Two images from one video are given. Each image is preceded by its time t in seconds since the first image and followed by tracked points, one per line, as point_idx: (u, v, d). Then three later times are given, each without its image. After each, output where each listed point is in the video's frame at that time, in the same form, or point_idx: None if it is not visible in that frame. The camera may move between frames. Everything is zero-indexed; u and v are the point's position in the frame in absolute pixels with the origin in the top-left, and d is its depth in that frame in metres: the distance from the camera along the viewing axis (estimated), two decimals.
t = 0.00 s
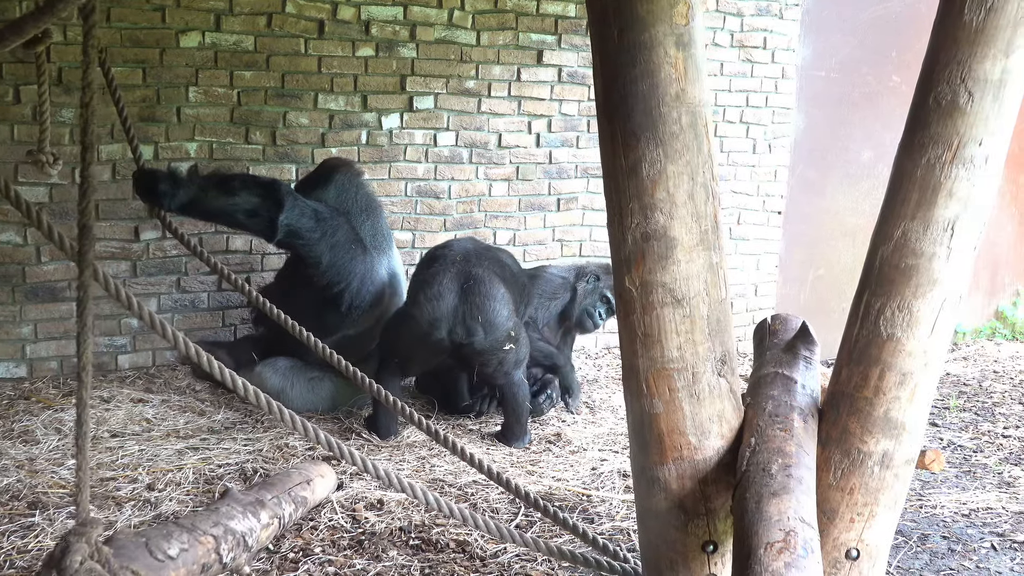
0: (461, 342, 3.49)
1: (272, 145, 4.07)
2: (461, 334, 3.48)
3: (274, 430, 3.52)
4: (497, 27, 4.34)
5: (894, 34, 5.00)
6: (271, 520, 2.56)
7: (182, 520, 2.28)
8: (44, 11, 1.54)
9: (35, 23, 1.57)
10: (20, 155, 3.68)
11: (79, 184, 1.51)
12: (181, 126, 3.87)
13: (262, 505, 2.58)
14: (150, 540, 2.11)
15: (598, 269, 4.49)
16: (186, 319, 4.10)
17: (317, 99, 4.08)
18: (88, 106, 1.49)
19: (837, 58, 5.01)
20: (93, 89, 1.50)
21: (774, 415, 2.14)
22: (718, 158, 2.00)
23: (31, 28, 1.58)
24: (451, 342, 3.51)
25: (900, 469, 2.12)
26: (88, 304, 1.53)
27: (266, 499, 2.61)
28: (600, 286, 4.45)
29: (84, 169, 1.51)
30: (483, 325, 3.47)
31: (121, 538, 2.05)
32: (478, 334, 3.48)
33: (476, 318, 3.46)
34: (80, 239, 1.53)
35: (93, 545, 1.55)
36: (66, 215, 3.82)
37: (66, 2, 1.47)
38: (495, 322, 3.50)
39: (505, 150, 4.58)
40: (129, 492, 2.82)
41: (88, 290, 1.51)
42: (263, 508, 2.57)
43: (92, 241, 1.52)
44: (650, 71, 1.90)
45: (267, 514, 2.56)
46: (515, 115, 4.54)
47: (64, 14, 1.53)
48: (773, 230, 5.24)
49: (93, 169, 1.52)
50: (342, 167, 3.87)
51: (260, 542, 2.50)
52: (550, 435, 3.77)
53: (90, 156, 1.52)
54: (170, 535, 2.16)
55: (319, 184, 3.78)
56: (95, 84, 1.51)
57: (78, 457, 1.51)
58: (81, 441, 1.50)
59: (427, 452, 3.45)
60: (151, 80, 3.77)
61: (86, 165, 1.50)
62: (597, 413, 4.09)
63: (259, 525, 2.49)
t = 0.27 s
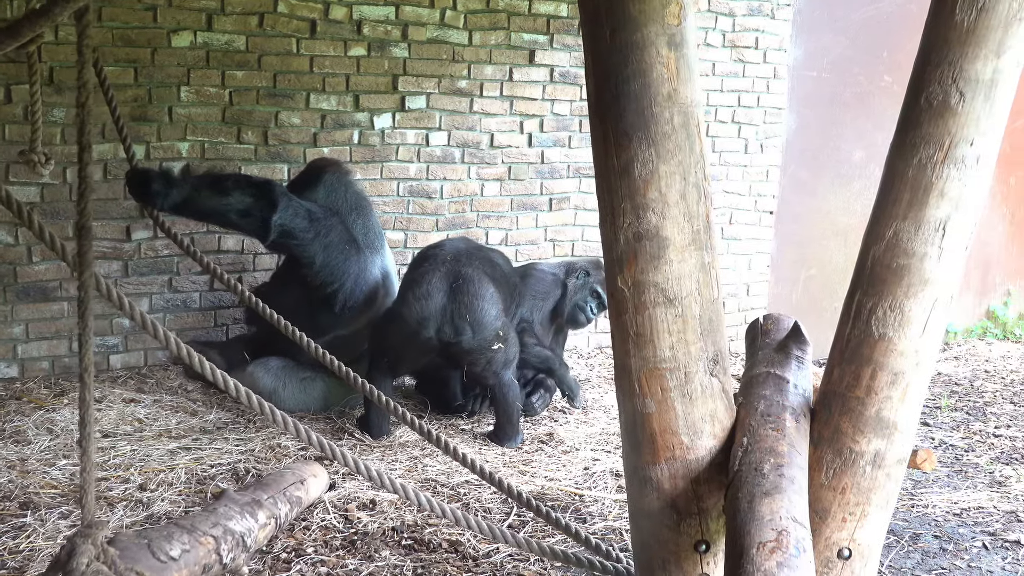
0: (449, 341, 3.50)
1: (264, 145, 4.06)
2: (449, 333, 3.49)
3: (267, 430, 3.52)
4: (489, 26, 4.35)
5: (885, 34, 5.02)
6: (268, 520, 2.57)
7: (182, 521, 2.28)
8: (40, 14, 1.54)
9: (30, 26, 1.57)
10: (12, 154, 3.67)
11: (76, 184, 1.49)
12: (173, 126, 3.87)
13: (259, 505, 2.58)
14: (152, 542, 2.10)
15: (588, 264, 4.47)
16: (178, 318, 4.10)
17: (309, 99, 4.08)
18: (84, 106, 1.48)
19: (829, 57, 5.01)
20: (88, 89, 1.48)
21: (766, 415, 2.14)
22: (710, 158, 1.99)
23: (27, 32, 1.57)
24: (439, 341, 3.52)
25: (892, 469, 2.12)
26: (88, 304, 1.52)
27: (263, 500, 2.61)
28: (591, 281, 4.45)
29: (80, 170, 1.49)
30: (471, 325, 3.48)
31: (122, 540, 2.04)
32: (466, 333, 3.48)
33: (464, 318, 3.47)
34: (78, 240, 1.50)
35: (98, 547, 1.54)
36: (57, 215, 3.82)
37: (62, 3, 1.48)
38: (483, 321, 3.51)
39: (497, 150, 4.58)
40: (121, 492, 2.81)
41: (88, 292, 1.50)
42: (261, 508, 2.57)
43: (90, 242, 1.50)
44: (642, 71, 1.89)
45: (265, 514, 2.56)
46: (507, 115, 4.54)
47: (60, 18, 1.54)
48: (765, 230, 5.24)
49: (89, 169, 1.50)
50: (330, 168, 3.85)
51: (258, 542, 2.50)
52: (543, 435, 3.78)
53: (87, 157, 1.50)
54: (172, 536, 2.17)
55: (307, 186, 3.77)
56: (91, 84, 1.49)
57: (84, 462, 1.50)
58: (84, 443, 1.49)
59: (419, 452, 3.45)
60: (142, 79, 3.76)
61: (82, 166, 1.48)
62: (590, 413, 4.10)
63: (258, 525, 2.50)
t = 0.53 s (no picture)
0: (443, 337, 3.50)
1: (259, 141, 4.06)
2: (443, 329, 3.48)
3: (262, 426, 3.52)
4: (485, 23, 4.35)
5: (880, 32, 5.02)
6: (270, 516, 2.57)
7: (187, 518, 2.29)
8: (27, 5, 1.59)
9: (17, 18, 1.62)
10: (7, 150, 3.67)
11: (81, 182, 1.47)
12: (168, 122, 3.86)
13: (260, 501, 2.59)
14: (161, 539, 2.11)
15: (574, 254, 4.46)
16: (172, 315, 4.10)
17: (304, 95, 4.08)
18: (85, 103, 1.47)
19: (824, 55, 5.02)
20: (89, 85, 1.47)
21: (761, 411, 2.13)
22: (705, 154, 1.99)
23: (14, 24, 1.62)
24: (433, 337, 3.52)
25: (886, 465, 2.12)
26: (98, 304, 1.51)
27: (264, 496, 2.62)
28: (577, 270, 4.43)
29: (84, 167, 1.47)
30: (465, 321, 3.48)
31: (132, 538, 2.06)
32: (460, 329, 3.48)
33: (458, 313, 3.47)
34: (85, 241, 1.48)
35: (113, 545, 1.54)
36: (52, 211, 3.82)
37: None
38: (478, 317, 3.50)
39: (492, 147, 4.58)
40: (116, 488, 2.81)
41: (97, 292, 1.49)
42: (261, 504, 2.57)
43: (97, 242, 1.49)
44: (637, 68, 1.89)
45: (266, 510, 2.57)
46: (502, 112, 4.54)
47: (47, 9, 1.59)
48: (760, 226, 5.25)
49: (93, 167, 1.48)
50: (316, 163, 3.84)
51: (261, 537, 2.51)
52: (537, 431, 3.78)
53: (89, 153, 1.49)
54: (179, 533, 2.17)
55: (294, 184, 3.78)
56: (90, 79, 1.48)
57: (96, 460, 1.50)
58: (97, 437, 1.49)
59: (414, 448, 3.45)
60: (137, 75, 3.76)
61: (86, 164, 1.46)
62: (585, 410, 4.10)
63: (260, 521, 2.50)
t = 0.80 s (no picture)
0: (441, 335, 3.51)
1: (255, 140, 4.06)
2: (440, 327, 3.49)
3: (258, 425, 3.52)
4: (481, 21, 4.35)
5: (876, 30, 5.03)
6: (270, 514, 2.57)
7: (189, 517, 2.28)
8: (26, 4, 1.69)
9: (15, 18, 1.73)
10: (2, 149, 3.67)
11: (82, 178, 1.51)
12: (164, 121, 3.86)
13: (260, 499, 2.59)
14: (166, 538, 2.11)
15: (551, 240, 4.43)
16: (168, 313, 4.10)
17: (300, 93, 4.08)
18: (85, 101, 1.49)
19: (820, 53, 5.02)
20: (89, 84, 1.49)
21: (757, 410, 2.13)
22: (701, 152, 1.99)
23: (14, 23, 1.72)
24: (430, 335, 3.52)
25: (883, 464, 2.12)
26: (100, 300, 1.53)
27: (264, 494, 2.62)
28: (555, 254, 4.40)
29: (84, 165, 1.51)
30: (462, 318, 3.49)
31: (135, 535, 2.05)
32: (457, 327, 3.49)
33: (455, 311, 3.48)
34: (86, 237, 1.51)
35: (121, 544, 1.55)
36: (48, 210, 3.82)
37: None
38: (475, 315, 3.51)
39: (489, 145, 4.57)
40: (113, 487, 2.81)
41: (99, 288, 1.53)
42: (262, 503, 2.58)
43: (98, 238, 1.52)
44: (634, 66, 1.89)
45: (267, 508, 2.57)
46: (498, 110, 4.54)
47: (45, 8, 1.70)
48: (756, 224, 5.25)
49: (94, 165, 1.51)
50: (304, 162, 3.81)
51: (262, 535, 2.51)
52: (534, 430, 3.78)
53: (89, 151, 1.52)
54: (183, 532, 2.17)
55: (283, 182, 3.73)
56: (90, 79, 1.50)
57: (103, 460, 1.50)
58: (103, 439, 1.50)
59: (411, 447, 3.45)
60: (133, 74, 3.76)
61: (85, 161, 1.50)
62: (581, 408, 4.10)
63: (261, 519, 2.50)
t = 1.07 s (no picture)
0: (441, 332, 3.51)
1: (255, 138, 4.06)
2: (440, 325, 3.49)
3: (258, 423, 3.52)
4: (480, 19, 4.34)
5: (875, 27, 5.02)
6: (269, 512, 2.58)
7: (187, 514, 2.29)
8: (31, 5, 1.73)
9: (18, 19, 1.76)
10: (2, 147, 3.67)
11: (81, 175, 1.52)
12: (163, 119, 3.86)
13: (259, 497, 2.59)
14: (165, 535, 2.10)
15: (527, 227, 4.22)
16: (168, 311, 4.10)
17: (299, 91, 4.08)
18: (84, 99, 1.49)
19: (819, 50, 5.01)
20: (88, 81, 1.49)
21: (757, 407, 2.13)
22: (701, 150, 1.99)
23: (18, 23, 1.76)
24: (430, 333, 3.52)
25: (883, 460, 2.12)
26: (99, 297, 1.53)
27: (263, 492, 2.62)
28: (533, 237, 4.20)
29: (83, 163, 1.51)
30: (462, 316, 3.49)
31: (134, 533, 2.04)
32: (457, 324, 3.50)
33: (456, 309, 3.48)
34: (86, 235, 1.51)
35: (118, 541, 1.54)
36: (48, 208, 3.82)
37: None
38: (475, 313, 3.52)
39: (488, 143, 4.57)
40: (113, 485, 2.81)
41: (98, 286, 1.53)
42: (261, 501, 2.57)
43: (98, 236, 1.52)
44: (633, 64, 1.89)
45: (266, 506, 2.57)
46: (497, 108, 4.54)
47: (49, 9, 1.74)
48: (755, 222, 5.25)
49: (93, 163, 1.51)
50: (298, 160, 3.83)
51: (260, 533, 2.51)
52: (534, 427, 3.78)
53: (88, 149, 1.51)
54: (182, 530, 2.17)
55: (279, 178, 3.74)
56: (89, 76, 1.50)
57: (99, 456, 1.50)
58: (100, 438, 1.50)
59: (411, 445, 3.45)
60: (132, 72, 3.76)
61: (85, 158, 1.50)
62: (581, 406, 4.10)
63: (260, 517, 2.50)
